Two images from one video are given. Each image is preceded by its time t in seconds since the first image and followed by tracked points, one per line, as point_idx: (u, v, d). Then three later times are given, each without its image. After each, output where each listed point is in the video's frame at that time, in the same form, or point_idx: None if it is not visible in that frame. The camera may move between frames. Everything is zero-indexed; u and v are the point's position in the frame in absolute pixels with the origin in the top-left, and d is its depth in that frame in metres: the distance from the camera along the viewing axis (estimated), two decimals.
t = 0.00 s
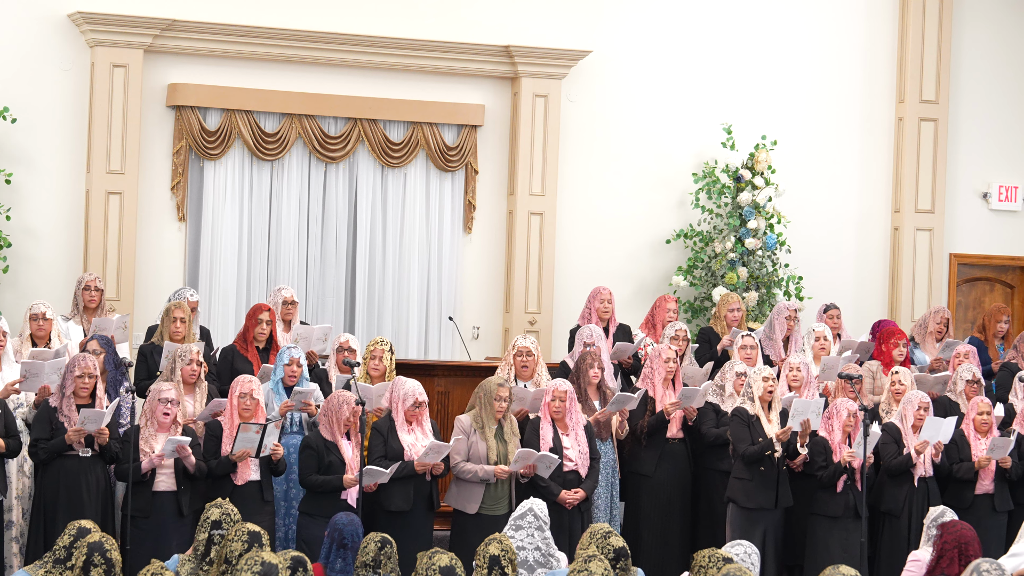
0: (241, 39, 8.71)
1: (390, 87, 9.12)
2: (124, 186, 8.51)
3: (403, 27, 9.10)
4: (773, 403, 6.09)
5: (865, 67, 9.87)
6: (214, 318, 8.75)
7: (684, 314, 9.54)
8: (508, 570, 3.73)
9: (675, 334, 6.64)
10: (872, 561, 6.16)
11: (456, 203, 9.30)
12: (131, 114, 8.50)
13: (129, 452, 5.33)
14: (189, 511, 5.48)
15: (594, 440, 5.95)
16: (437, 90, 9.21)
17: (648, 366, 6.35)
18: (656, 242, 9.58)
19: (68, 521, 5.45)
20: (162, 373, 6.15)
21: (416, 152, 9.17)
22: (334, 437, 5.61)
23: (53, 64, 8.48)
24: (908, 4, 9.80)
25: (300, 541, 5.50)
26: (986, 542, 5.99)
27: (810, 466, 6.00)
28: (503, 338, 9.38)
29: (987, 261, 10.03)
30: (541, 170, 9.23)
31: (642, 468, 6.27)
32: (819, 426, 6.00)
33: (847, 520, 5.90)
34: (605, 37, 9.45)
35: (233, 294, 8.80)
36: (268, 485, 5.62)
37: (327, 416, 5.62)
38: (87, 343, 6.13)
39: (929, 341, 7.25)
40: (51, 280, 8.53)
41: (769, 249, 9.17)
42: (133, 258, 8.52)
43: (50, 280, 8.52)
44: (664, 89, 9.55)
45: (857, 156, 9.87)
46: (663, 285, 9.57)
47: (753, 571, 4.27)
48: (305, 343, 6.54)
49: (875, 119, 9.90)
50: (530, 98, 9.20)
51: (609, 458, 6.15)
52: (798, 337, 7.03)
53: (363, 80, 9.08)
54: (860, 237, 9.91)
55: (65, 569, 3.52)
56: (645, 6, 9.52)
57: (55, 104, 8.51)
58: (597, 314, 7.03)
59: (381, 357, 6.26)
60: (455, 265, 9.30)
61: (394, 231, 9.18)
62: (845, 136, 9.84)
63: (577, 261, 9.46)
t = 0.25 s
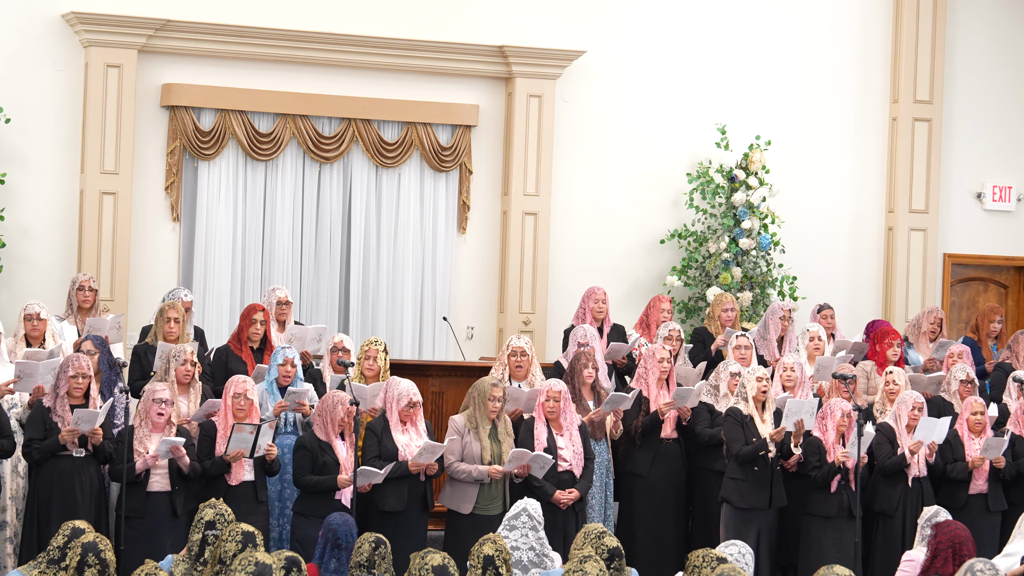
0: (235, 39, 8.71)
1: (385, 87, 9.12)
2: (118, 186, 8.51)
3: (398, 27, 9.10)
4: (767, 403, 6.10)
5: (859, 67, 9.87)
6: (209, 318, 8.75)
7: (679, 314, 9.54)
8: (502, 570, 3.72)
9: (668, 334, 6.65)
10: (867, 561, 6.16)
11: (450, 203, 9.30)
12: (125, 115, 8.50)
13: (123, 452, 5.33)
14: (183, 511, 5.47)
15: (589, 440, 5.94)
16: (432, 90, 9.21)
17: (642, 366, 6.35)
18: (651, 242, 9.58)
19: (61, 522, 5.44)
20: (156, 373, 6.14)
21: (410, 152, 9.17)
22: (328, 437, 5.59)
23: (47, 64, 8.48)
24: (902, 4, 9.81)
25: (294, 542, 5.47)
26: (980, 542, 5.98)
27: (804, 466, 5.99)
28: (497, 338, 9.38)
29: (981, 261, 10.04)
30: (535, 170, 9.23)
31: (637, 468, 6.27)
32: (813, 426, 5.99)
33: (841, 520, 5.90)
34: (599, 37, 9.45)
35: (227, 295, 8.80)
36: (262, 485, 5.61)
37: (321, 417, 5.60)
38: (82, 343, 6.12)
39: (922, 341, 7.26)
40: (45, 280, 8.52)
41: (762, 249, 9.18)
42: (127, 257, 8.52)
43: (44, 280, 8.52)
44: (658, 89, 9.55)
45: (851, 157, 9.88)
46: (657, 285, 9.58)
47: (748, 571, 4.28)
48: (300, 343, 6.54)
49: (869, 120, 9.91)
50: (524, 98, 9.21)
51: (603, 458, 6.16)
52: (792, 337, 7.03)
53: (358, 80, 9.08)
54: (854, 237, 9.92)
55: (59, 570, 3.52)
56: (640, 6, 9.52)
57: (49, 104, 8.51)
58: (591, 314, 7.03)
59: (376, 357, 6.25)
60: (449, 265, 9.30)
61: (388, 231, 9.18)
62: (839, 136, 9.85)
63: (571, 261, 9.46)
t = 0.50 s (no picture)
0: (230, 39, 8.71)
1: (380, 87, 9.12)
2: (112, 186, 8.50)
3: (392, 27, 9.10)
4: (761, 403, 6.09)
5: (854, 67, 9.88)
6: (203, 318, 8.75)
7: (673, 314, 9.54)
8: (496, 569, 3.72)
9: (663, 334, 6.65)
10: (860, 561, 6.16)
11: (444, 203, 9.30)
12: (119, 116, 8.50)
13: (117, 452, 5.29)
14: (177, 511, 5.46)
15: (583, 440, 5.93)
16: (426, 90, 9.21)
17: (636, 366, 6.35)
18: (645, 242, 9.58)
19: (55, 522, 5.42)
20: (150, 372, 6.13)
21: (404, 153, 9.17)
22: (322, 437, 5.57)
23: (42, 64, 8.48)
24: (896, 4, 9.81)
25: (289, 542, 5.47)
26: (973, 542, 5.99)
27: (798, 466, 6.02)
28: (491, 338, 9.38)
29: (975, 261, 10.05)
30: (530, 170, 9.23)
31: (631, 468, 6.27)
32: (807, 426, 6.00)
33: (836, 520, 5.90)
34: (594, 37, 9.46)
35: (221, 295, 8.79)
36: (256, 485, 5.61)
37: (315, 417, 5.58)
38: (76, 342, 6.10)
39: (916, 341, 7.27)
40: (39, 280, 8.51)
41: (757, 249, 9.18)
42: (121, 258, 8.52)
43: (37, 280, 8.51)
44: (652, 89, 9.56)
45: (846, 156, 9.89)
46: (651, 285, 9.58)
47: (742, 571, 4.27)
48: (294, 343, 6.54)
49: (863, 119, 9.91)
50: (519, 98, 9.21)
51: (597, 458, 6.15)
52: (786, 337, 7.04)
53: (353, 80, 9.08)
54: (848, 237, 9.93)
55: (53, 570, 3.51)
56: (634, 6, 9.52)
57: (44, 104, 8.50)
58: (585, 314, 7.03)
59: (370, 357, 6.24)
60: (443, 265, 9.30)
61: (382, 232, 9.18)
62: (834, 136, 9.85)
63: (566, 261, 9.46)
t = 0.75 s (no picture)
0: (224, 39, 8.71)
1: (375, 87, 9.12)
2: (107, 186, 8.50)
3: (387, 27, 9.10)
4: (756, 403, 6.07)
5: (848, 67, 9.88)
6: (197, 318, 8.75)
7: (667, 314, 9.55)
8: (490, 569, 3.72)
9: (657, 334, 6.66)
10: (855, 560, 6.16)
11: (439, 203, 9.30)
12: (114, 116, 8.50)
13: (112, 452, 5.30)
14: (172, 511, 5.45)
15: (578, 440, 5.93)
16: (421, 90, 9.22)
17: (630, 366, 6.33)
18: (639, 242, 9.59)
19: (49, 522, 5.42)
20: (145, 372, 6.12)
21: (399, 153, 9.17)
22: (316, 437, 5.57)
23: (36, 64, 8.47)
24: (890, 4, 9.82)
25: (283, 542, 5.48)
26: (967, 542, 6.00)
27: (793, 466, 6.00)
28: (486, 338, 9.39)
29: (969, 261, 10.06)
30: (524, 170, 9.24)
31: (625, 468, 6.27)
32: (801, 426, 5.98)
33: (830, 520, 5.90)
34: (588, 37, 9.46)
35: (215, 295, 8.79)
36: (251, 485, 5.61)
37: (309, 417, 5.58)
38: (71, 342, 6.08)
39: (910, 341, 7.28)
40: (33, 280, 8.50)
41: (751, 249, 9.18)
42: (116, 258, 8.51)
43: (31, 280, 8.50)
44: (647, 89, 9.56)
45: (840, 156, 9.89)
46: (646, 285, 9.58)
47: (737, 571, 4.27)
48: (289, 343, 6.54)
49: (857, 119, 9.92)
50: (513, 98, 9.21)
51: (592, 458, 6.15)
52: (781, 337, 7.04)
53: (348, 80, 9.08)
54: (843, 237, 9.94)
55: (47, 570, 3.52)
56: (629, 6, 9.52)
57: (38, 104, 8.50)
58: (580, 314, 7.04)
59: (365, 357, 6.23)
60: (437, 265, 9.30)
61: (376, 232, 9.19)
62: (828, 136, 9.86)
63: (560, 261, 9.47)
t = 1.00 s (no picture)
0: (219, 39, 8.71)
1: (370, 87, 9.12)
2: (101, 186, 8.50)
3: (382, 27, 9.10)
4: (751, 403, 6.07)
5: (842, 67, 9.89)
6: (192, 318, 8.75)
7: (662, 314, 9.55)
8: (485, 569, 3.71)
9: (652, 334, 6.66)
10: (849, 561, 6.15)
11: (433, 202, 9.30)
12: (108, 117, 8.49)
13: (106, 452, 5.28)
14: (167, 511, 5.43)
15: (572, 440, 5.91)
16: (416, 90, 9.22)
17: (624, 366, 6.34)
18: (634, 242, 9.59)
19: (44, 522, 5.41)
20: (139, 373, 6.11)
21: (393, 153, 9.17)
22: (310, 437, 5.56)
23: (30, 64, 8.47)
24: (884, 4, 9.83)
25: (277, 542, 5.47)
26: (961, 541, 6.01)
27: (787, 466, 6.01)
28: (480, 338, 9.39)
29: (963, 261, 10.07)
30: (519, 170, 9.24)
31: (619, 468, 6.28)
32: (796, 426, 6.00)
33: (824, 520, 5.90)
34: (583, 37, 9.46)
35: (209, 295, 8.79)
36: (245, 485, 5.60)
37: (303, 417, 5.57)
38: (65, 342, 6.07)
39: (904, 341, 7.29)
40: (27, 280, 8.50)
41: (746, 250, 9.19)
42: (110, 258, 8.51)
43: (25, 279, 8.49)
44: (641, 90, 9.56)
45: (834, 156, 9.90)
46: (640, 285, 9.59)
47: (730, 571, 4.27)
48: (283, 343, 6.54)
49: (852, 119, 9.93)
50: (508, 98, 9.21)
51: (587, 458, 6.14)
52: (775, 337, 7.05)
53: (343, 80, 9.08)
54: (837, 237, 9.94)
55: (41, 570, 3.47)
56: (623, 6, 9.52)
57: (32, 104, 8.49)
58: (574, 314, 7.04)
59: (359, 357, 6.22)
60: (432, 265, 9.30)
61: (371, 232, 9.18)
62: (822, 136, 9.86)
63: (554, 261, 9.47)
